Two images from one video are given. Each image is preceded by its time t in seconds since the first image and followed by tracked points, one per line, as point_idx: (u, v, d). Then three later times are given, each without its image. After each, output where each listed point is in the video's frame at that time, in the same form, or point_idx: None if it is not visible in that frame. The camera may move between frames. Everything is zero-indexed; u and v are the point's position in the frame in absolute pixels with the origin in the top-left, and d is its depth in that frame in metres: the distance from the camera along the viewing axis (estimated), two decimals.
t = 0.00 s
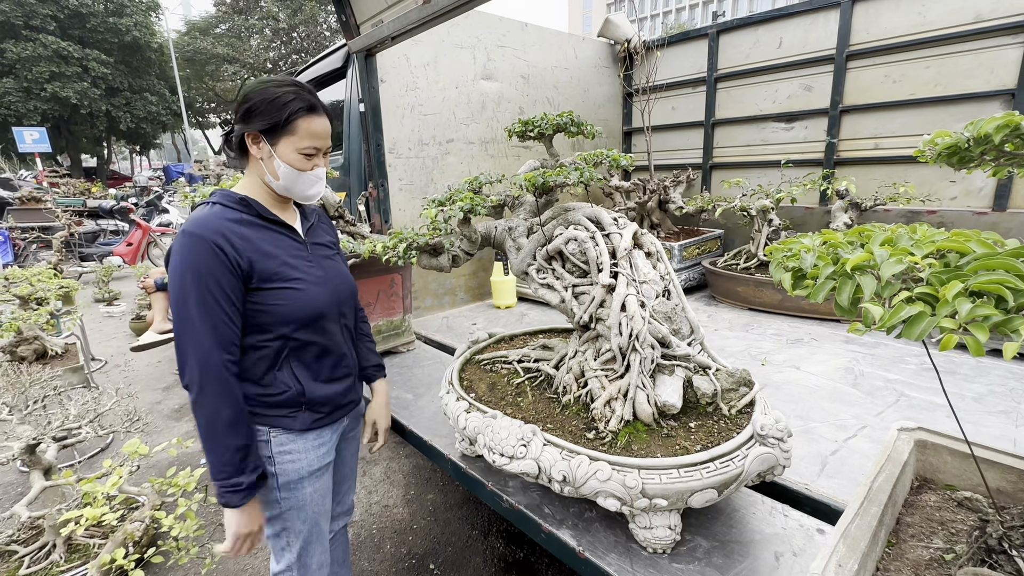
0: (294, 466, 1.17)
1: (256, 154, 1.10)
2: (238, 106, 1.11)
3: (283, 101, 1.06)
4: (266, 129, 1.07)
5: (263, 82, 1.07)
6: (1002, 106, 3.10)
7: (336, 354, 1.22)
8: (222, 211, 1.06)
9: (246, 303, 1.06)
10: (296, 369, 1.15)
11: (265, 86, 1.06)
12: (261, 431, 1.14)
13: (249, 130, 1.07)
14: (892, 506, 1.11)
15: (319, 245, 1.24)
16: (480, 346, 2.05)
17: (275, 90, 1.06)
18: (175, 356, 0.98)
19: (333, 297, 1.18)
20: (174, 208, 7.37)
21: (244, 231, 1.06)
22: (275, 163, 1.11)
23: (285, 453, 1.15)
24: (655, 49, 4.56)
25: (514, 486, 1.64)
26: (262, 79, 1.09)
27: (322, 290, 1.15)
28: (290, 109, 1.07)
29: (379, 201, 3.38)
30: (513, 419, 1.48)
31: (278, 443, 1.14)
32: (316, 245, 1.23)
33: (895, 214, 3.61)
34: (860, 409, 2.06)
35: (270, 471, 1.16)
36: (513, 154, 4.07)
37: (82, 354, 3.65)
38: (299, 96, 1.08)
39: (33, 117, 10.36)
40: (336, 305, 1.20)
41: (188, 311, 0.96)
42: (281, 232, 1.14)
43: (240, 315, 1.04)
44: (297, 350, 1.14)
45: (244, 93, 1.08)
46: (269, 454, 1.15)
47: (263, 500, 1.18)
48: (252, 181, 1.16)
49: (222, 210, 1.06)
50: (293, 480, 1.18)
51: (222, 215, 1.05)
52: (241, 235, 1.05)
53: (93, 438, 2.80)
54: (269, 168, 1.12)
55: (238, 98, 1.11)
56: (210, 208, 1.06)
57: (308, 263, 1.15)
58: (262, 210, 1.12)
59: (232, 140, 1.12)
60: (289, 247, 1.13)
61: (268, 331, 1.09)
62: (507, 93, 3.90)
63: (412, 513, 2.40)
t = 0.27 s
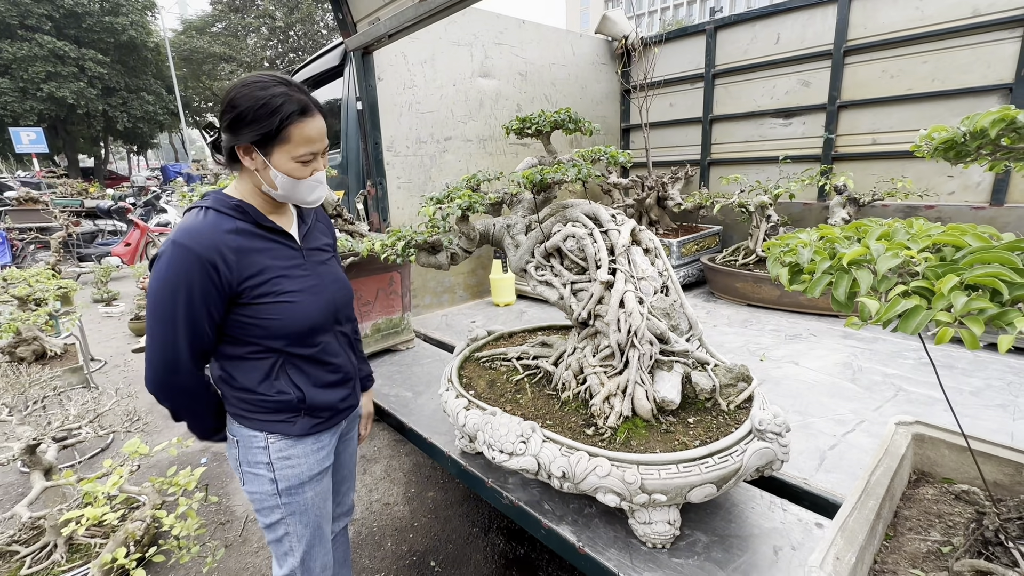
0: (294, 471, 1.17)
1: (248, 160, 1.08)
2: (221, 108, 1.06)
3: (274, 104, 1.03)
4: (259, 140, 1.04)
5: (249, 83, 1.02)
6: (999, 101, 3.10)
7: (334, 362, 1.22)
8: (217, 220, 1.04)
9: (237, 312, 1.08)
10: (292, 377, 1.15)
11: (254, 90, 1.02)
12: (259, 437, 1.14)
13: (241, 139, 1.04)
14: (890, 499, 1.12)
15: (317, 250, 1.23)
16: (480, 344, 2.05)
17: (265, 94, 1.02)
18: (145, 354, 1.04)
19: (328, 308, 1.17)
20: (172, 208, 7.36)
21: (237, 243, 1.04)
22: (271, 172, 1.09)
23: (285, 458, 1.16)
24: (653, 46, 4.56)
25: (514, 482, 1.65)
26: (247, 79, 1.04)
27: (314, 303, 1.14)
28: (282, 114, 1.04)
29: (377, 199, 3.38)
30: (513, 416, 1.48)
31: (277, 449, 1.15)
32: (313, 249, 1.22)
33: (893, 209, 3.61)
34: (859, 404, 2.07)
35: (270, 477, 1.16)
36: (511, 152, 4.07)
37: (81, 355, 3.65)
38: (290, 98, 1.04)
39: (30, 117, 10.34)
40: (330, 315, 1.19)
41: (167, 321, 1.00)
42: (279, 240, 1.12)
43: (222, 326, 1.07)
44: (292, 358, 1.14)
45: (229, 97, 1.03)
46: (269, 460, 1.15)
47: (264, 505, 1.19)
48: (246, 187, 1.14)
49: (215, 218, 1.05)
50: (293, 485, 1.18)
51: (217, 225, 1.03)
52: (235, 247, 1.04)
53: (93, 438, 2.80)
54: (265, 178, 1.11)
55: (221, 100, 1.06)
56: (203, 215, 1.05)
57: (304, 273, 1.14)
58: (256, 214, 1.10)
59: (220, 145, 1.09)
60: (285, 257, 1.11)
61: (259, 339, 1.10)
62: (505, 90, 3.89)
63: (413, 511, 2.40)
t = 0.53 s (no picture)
0: (283, 474, 1.17)
1: (246, 180, 1.03)
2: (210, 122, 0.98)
3: (276, 124, 0.97)
4: (262, 164, 1.00)
5: (244, 99, 0.95)
6: (995, 95, 3.11)
7: (326, 374, 1.22)
8: (203, 240, 1.02)
9: (227, 327, 1.08)
10: (282, 389, 1.15)
11: (251, 110, 0.95)
12: (249, 440, 1.15)
13: (240, 162, 0.99)
14: (883, 491, 1.13)
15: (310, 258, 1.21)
16: (477, 340, 2.05)
17: (266, 114, 0.96)
18: (137, 358, 1.08)
19: (319, 322, 1.17)
20: (169, 205, 7.33)
21: (224, 264, 1.03)
22: (272, 192, 1.06)
23: (274, 461, 1.16)
24: (650, 41, 4.55)
25: (511, 477, 1.66)
26: (241, 92, 0.96)
27: (303, 319, 1.13)
28: (285, 135, 0.99)
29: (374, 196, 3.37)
30: (509, 411, 1.49)
31: (266, 453, 1.15)
32: (308, 258, 1.20)
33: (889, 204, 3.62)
34: (854, 397, 2.08)
35: (260, 478, 1.17)
36: (508, 148, 4.06)
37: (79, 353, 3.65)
38: (292, 115, 0.99)
39: (24, 115, 10.28)
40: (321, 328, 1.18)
41: (155, 338, 1.02)
42: (269, 255, 1.10)
43: (211, 341, 1.08)
44: (283, 370, 1.15)
45: (222, 113, 0.96)
46: (258, 463, 1.16)
47: (256, 505, 1.20)
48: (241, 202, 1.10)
49: (201, 237, 1.02)
50: (283, 489, 1.18)
51: (203, 246, 1.01)
52: (221, 268, 1.02)
53: (91, 437, 2.81)
54: (266, 197, 1.08)
55: (210, 113, 0.97)
56: (188, 232, 1.03)
57: (293, 288, 1.13)
58: (247, 229, 1.07)
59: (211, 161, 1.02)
60: (274, 273, 1.10)
61: (249, 352, 1.11)
62: (502, 86, 3.88)
63: (412, 507, 2.41)
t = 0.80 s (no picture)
0: (274, 468, 1.18)
1: (270, 214, 0.98)
2: (228, 158, 0.91)
3: (307, 160, 0.92)
4: (291, 199, 0.96)
5: (268, 134, 0.88)
6: (990, 87, 3.11)
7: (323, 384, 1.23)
8: (209, 266, 0.99)
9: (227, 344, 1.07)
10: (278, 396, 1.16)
11: (279, 148, 0.89)
12: (240, 435, 1.17)
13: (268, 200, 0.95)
14: (872, 478, 1.14)
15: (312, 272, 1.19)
16: (473, 332, 2.06)
17: (294, 149, 0.90)
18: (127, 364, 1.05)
19: (318, 337, 1.17)
20: (165, 201, 7.31)
21: (229, 291, 1.00)
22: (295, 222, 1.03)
23: (265, 456, 1.17)
24: (646, 34, 4.54)
25: (508, 467, 1.67)
26: (262, 126, 0.89)
27: (304, 336, 1.14)
28: (318, 169, 0.95)
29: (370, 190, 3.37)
30: (505, 402, 1.50)
31: (256, 448, 1.16)
32: (312, 272, 1.19)
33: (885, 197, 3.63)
34: (847, 388, 2.10)
35: (251, 472, 1.19)
36: (505, 142, 4.06)
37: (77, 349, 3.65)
38: (320, 146, 0.93)
39: (19, 111, 10.22)
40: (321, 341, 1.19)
41: (153, 358, 1.01)
42: (275, 277, 1.08)
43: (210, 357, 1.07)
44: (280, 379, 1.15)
45: (245, 151, 0.89)
46: (249, 457, 1.17)
47: (250, 499, 1.21)
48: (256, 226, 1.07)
49: (206, 262, 0.99)
50: (274, 482, 1.19)
51: (209, 273, 0.98)
52: (227, 294, 1.00)
53: (91, 431, 2.82)
54: (288, 226, 1.04)
55: (229, 149, 0.90)
56: (191, 256, 0.99)
57: (296, 307, 1.12)
58: (255, 252, 1.04)
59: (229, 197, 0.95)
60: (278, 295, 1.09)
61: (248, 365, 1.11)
62: (498, 80, 3.88)
63: (410, 499, 2.43)
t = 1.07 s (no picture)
0: (254, 463, 1.20)
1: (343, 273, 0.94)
2: (299, 230, 0.83)
3: (385, 218, 0.86)
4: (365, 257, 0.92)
5: (341, 200, 0.81)
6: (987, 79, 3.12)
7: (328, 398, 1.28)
8: (254, 323, 0.99)
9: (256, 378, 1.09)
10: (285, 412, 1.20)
11: (359, 212, 0.83)
12: (223, 432, 1.19)
13: (347, 263, 0.90)
14: (862, 463, 1.17)
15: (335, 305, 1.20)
16: (471, 323, 2.08)
17: (372, 209, 0.84)
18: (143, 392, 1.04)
19: (336, 363, 1.22)
20: (163, 195, 7.29)
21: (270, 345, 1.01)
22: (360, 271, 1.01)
23: (244, 451, 1.19)
24: (644, 26, 4.52)
25: (505, 456, 1.70)
26: (331, 192, 0.81)
27: (321, 368, 1.17)
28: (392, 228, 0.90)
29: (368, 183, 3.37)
30: (502, 391, 1.52)
31: (237, 444, 1.18)
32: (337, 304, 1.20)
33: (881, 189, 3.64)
34: (841, 378, 2.13)
35: (233, 466, 1.21)
36: (503, 134, 4.06)
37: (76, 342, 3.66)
38: (392, 197, 0.87)
39: (14, 104, 10.15)
40: (332, 367, 1.22)
41: (179, 395, 1.02)
42: (311, 322, 1.09)
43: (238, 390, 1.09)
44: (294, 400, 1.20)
45: (318, 222, 0.82)
46: (230, 452, 1.20)
47: (237, 493, 1.24)
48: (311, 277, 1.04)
49: (251, 318, 0.98)
50: (254, 477, 1.21)
51: (255, 331, 0.98)
52: (267, 348, 1.01)
53: (91, 423, 2.84)
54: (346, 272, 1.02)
55: (299, 223, 0.82)
56: (237, 311, 0.98)
57: (324, 344, 1.15)
58: (296, 302, 1.04)
59: (301, 266, 0.89)
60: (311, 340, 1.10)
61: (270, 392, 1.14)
62: (496, 72, 3.87)
63: (409, 490, 2.46)
